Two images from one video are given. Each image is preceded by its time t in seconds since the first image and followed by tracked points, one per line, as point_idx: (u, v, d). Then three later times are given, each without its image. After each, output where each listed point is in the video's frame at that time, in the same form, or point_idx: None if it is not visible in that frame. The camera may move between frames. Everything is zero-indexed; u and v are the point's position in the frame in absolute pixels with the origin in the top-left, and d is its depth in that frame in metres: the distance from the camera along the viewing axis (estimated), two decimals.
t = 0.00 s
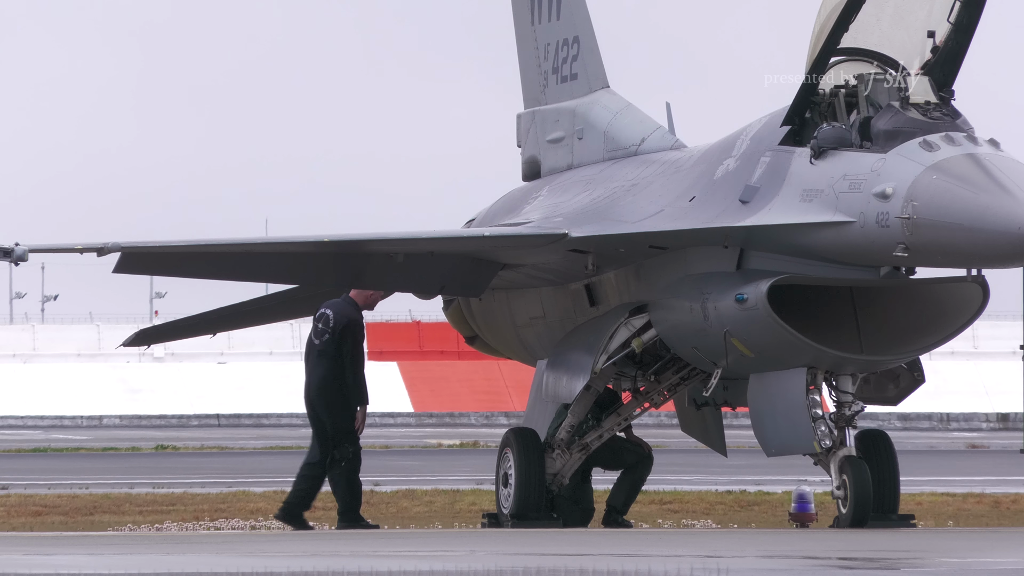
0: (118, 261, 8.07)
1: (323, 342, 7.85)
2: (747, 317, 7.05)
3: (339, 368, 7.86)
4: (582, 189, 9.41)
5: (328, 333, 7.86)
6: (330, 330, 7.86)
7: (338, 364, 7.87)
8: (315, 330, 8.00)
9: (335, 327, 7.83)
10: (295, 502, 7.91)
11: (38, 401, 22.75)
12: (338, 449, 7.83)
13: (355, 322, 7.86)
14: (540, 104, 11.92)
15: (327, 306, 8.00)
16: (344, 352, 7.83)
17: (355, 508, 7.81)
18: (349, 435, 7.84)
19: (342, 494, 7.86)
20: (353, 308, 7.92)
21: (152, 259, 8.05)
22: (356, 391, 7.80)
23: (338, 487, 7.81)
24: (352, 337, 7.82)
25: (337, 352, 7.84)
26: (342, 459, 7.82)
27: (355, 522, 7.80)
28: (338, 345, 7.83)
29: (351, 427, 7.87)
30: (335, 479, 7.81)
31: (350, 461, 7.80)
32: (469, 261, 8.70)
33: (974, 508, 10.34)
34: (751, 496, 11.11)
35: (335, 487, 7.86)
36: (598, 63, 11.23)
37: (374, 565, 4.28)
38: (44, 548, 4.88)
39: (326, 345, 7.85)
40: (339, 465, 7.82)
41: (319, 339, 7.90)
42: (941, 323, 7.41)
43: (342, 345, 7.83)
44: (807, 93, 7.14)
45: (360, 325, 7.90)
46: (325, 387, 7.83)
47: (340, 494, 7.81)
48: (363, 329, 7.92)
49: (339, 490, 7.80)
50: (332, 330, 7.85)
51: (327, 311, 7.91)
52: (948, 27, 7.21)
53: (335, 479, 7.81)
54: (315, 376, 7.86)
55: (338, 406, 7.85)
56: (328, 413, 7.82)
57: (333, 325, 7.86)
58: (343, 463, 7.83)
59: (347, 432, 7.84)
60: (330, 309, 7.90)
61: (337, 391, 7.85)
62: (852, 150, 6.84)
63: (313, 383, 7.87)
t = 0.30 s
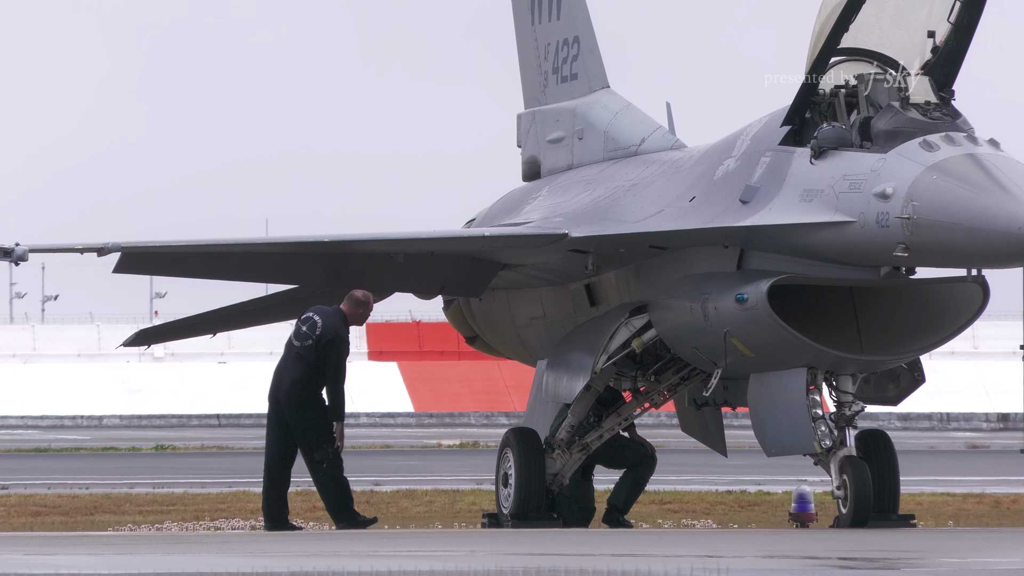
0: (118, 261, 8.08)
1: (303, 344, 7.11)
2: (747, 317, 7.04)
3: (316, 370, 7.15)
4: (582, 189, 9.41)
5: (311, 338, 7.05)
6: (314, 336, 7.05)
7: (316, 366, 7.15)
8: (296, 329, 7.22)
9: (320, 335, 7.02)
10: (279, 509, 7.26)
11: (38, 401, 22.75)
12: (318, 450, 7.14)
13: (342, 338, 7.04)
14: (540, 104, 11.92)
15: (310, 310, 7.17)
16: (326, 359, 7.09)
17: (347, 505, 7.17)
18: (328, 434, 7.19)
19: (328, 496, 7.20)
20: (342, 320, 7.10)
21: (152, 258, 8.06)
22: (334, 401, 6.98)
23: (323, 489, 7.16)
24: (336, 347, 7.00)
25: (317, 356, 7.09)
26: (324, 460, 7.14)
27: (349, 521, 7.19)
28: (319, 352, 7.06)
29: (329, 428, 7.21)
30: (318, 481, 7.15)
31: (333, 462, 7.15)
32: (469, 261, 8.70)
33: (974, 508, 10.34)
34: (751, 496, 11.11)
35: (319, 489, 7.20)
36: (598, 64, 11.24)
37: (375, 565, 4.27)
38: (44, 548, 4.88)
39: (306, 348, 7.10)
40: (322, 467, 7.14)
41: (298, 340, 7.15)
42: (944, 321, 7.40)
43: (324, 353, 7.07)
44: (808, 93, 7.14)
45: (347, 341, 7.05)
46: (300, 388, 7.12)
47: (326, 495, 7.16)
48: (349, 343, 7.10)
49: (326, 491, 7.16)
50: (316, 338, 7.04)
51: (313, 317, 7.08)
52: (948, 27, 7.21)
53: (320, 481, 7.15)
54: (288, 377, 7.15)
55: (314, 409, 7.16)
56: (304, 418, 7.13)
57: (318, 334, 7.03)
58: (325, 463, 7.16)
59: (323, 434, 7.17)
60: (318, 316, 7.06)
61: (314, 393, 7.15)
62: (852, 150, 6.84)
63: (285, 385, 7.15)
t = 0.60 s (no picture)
0: (119, 261, 8.08)
1: (295, 343, 7.11)
2: (747, 317, 7.04)
3: (307, 370, 7.13)
4: (582, 189, 9.41)
5: (305, 338, 7.08)
6: (307, 336, 7.08)
7: (307, 365, 7.13)
8: (286, 326, 7.18)
9: (315, 335, 7.05)
10: (276, 507, 7.29)
11: (39, 401, 22.75)
12: (305, 450, 7.18)
13: (336, 339, 7.00)
14: (540, 103, 11.92)
15: (301, 311, 7.19)
16: (318, 360, 7.12)
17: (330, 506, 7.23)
18: (315, 434, 7.22)
19: (310, 496, 7.25)
20: (336, 321, 7.12)
21: (152, 258, 8.06)
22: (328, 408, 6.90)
23: (307, 488, 7.20)
24: (333, 347, 6.96)
25: (309, 355, 7.09)
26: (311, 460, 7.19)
27: (330, 523, 7.23)
28: (314, 352, 7.09)
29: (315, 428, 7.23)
30: (303, 481, 7.19)
31: (320, 462, 7.20)
32: (468, 261, 8.70)
33: (974, 508, 10.34)
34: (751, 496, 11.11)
35: (302, 488, 7.24)
36: (598, 63, 11.24)
37: (375, 565, 4.27)
38: (44, 548, 4.88)
39: (298, 347, 7.10)
40: (308, 467, 7.17)
41: (289, 339, 7.14)
42: (943, 321, 7.40)
43: (317, 353, 7.10)
44: (808, 93, 7.13)
45: (342, 341, 7.02)
46: (292, 387, 7.09)
47: (309, 495, 7.21)
48: (344, 345, 7.08)
49: (309, 490, 7.21)
50: (310, 338, 7.07)
51: (307, 317, 7.11)
52: (948, 27, 7.21)
53: (305, 481, 7.19)
54: (277, 375, 7.10)
55: (303, 408, 7.16)
56: (293, 417, 7.12)
57: (312, 334, 7.06)
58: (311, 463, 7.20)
59: (311, 434, 7.19)
60: (311, 316, 7.09)
61: (304, 392, 7.14)
62: (852, 150, 6.84)
63: (275, 383, 7.09)
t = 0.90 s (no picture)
0: (119, 261, 8.08)
1: (297, 342, 7.12)
2: (747, 317, 7.04)
3: (308, 369, 7.13)
4: (582, 189, 9.42)
5: (307, 338, 7.10)
6: (310, 336, 7.09)
7: (308, 365, 7.13)
8: (288, 326, 7.20)
9: (318, 335, 7.06)
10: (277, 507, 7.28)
11: (39, 401, 22.76)
12: (305, 450, 7.16)
13: (339, 339, 7.07)
14: (540, 103, 11.92)
15: (305, 311, 7.20)
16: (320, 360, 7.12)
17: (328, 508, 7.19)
18: (315, 433, 7.19)
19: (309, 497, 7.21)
20: (338, 322, 7.16)
21: (153, 258, 8.07)
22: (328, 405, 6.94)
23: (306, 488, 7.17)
24: (335, 347, 7.01)
25: (311, 355, 7.10)
26: (311, 459, 7.17)
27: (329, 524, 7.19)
28: (315, 352, 7.09)
29: (317, 426, 7.21)
30: (302, 481, 7.16)
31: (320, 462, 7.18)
32: (469, 261, 8.70)
33: (974, 508, 10.34)
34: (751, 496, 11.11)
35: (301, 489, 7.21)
36: (598, 63, 11.24)
37: (374, 565, 4.27)
38: (45, 548, 4.88)
39: (300, 347, 7.10)
40: (308, 467, 7.16)
41: (291, 338, 7.15)
42: (943, 322, 7.40)
43: (319, 353, 7.10)
44: (808, 93, 7.13)
45: (344, 341, 7.09)
46: (292, 386, 7.09)
47: (308, 496, 7.17)
48: (347, 345, 7.15)
49: (309, 491, 7.17)
50: (312, 337, 7.08)
51: (309, 317, 7.13)
52: (948, 28, 7.21)
53: (304, 481, 7.17)
54: (278, 373, 7.11)
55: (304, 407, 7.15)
56: (294, 416, 7.10)
57: (315, 334, 7.07)
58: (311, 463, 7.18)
59: (311, 434, 7.17)
60: (314, 316, 7.12)
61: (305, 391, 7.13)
62: (852, 150, 6.84)
63: (276, 382, 7.09)
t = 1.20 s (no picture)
0: (119, 261, 8.08)
1: (300, 342, 7.12)
2: (747, 317, 7.04)
3: (311, 369, 7.13)
4: (582, 189, 9.42)
5: (311, 338, 7.10)
6: (314, 336, 7.09)
7: (311, 365, 7.13)
8: (291, 326, 7.20)
9: (322, 335, 7.07)
10: (277, 506, 7.27)
11: (39, 401, 22.77)
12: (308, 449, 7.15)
13: (343, 340, 7.10)
14: (540, 103, 11.92)
15: (308, 311, 7.20)
16: (324, 360, 7.12)
17: (329, 508, 7.18)
18: (318, 433, 7.19)
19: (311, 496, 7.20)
20: (342, 322, 7.17)
21: (153, 258, 8.06)
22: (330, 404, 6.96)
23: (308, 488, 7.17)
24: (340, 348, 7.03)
25: (315, 355, 7.10)
26: (314, 458, 7.17)
27: (330, 523, 7.19)
28: (319, 352, 7.09)
29: (319, 426, 7.21)
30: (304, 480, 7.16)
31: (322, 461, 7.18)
32: (469, 261, 8.69)
33: (974, 508, 10.34)
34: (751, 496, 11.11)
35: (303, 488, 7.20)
36: (598, 63, 11.24)
37: (374, 565, 4.27)
38: (45, 548, 4.88)
39: (303, 347, 7.10)
40: (310, 466, 7.15)
41: (294, 338, 7.15)
42: (944, 322, 7.40)
43: (322, 353, 7.10)
44: (808, 93, 7.13)
45: (349, 341, 7.11)
46: (295, 386, 7.08)
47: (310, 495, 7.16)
48: (350, 345, 7.16)
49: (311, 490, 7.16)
50: (316, 338, 7.08)
51: (313, 317, 7.13)
52: (948, 28, 7.21)
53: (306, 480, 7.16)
54: (281, 373, 7.11)
55: (306, 407, 7.15)
56: (296, 415, 7.10)
57: (319, 334, 7.07)
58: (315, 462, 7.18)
59: (314, 434, 7.17)
60: (318, 317, 7.12)
61: (307, 391, 7.13)
62: (852, 150, 6.83)
63: (279, 381, 7.10)
